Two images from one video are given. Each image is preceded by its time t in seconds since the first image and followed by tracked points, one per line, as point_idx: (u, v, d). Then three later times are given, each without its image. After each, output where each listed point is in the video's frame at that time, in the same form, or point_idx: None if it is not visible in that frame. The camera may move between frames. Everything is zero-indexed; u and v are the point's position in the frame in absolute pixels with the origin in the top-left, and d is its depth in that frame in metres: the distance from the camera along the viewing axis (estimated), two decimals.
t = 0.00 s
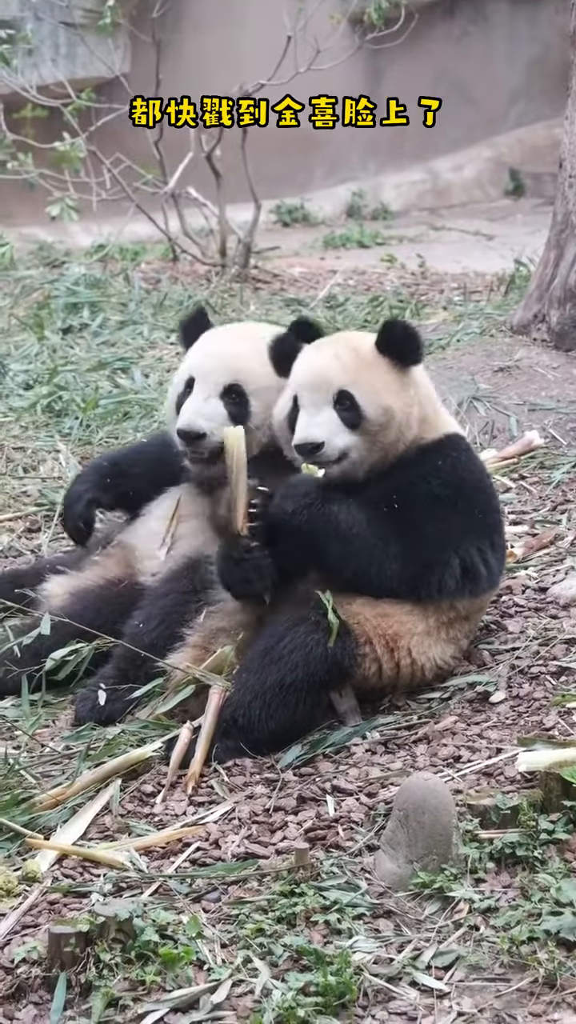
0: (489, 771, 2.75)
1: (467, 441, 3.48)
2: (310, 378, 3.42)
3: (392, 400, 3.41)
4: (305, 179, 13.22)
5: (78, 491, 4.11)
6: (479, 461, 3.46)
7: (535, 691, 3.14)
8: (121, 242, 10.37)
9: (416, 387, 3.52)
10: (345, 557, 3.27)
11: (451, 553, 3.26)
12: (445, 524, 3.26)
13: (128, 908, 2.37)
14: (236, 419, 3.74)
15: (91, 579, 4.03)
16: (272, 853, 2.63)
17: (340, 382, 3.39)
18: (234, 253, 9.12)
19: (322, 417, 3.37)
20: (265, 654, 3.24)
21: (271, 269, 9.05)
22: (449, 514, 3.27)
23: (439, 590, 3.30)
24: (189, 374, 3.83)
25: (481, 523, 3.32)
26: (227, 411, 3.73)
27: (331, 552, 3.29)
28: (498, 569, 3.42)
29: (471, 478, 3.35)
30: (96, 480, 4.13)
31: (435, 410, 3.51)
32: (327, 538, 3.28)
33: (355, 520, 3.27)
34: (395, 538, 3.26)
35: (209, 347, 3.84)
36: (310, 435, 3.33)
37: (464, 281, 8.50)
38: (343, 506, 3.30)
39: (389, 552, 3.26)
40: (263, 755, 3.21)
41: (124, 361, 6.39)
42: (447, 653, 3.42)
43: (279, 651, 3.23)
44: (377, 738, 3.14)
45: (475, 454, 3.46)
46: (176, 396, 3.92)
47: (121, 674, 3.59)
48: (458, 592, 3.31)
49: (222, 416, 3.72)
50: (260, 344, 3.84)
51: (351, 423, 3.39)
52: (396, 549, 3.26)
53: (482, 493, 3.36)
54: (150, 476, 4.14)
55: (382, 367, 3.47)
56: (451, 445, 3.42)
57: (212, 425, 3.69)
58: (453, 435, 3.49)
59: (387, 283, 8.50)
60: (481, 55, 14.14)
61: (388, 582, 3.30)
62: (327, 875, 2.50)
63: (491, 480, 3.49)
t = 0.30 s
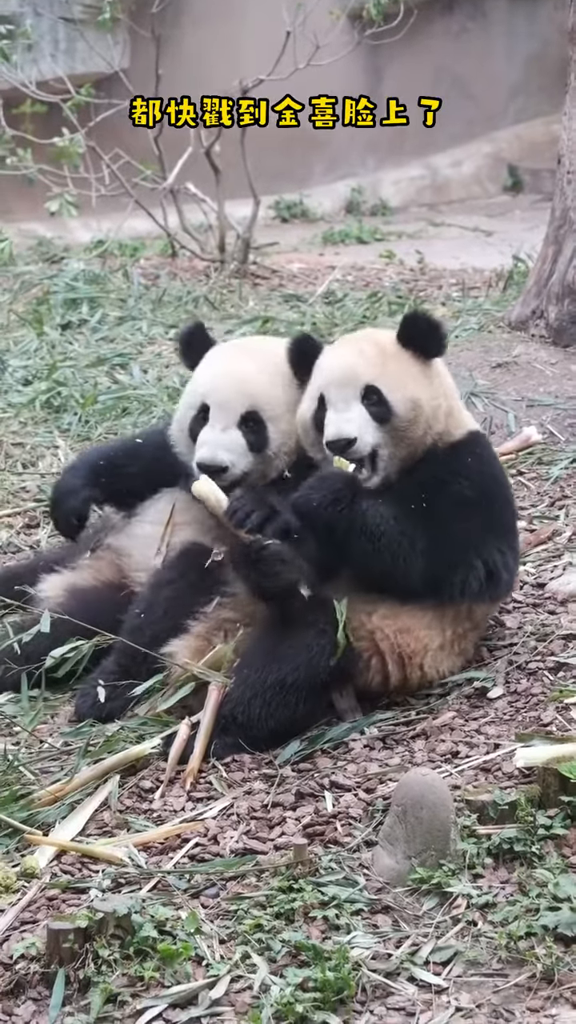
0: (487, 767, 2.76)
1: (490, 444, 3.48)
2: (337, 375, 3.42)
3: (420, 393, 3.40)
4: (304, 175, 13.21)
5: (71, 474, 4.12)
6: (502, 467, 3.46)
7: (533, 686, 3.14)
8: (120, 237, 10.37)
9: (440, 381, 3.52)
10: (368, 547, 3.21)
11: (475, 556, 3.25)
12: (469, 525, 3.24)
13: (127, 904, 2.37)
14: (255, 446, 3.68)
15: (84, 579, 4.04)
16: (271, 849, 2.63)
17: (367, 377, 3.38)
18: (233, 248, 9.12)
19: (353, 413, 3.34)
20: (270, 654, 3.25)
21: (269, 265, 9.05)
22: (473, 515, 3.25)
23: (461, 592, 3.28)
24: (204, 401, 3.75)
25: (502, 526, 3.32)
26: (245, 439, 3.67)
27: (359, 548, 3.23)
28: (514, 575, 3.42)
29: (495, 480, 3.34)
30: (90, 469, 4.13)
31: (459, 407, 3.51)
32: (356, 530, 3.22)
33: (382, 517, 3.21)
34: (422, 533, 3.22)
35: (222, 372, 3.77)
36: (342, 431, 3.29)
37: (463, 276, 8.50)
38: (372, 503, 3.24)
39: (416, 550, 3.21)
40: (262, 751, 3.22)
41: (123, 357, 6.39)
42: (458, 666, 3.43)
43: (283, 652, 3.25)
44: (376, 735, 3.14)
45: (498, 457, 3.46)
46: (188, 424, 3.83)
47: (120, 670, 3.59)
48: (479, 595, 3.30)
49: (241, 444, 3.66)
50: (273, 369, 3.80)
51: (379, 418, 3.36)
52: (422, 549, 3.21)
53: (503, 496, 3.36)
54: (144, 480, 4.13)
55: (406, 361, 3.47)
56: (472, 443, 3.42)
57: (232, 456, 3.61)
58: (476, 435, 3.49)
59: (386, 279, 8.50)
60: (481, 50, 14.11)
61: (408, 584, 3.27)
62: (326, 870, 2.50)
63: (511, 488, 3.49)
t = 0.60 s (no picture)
0: (483, 760, 2.76)
1: (500, 445, 3.47)
2: (326, 381, 3.46)
3: (413, 394, 3.40)
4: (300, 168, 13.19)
5: (77, 461, 4.13)
6: (515, 474, 3.45)
7: (530, 679, 3.15)
8: (115, 232, 10.35)
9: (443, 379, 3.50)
10: (363, 547, 3.25)
11: (477, 559, 3.24)
12: (472, 531, 3.24)
13: (124, 898, 2.37)
14: (265, 449, 3.67)
15: (81, 574, 4.03)
16: (268, 843, 2.63)
17: (357, 382, 3.41)
18: (229, 242, 9.10)
19: (340, 418, 3.41)
20: (268, 649, 3.23)
21: (265, 259, 9.04)
22: (477, 521, 3.25)
23: (463, 597, 3.27)
24: (215, 398, 3.74)
25: (509, 531, 3.32)
26: (255, 441, 3.66)
27: (357, 548, 3.27)
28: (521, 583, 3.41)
29: (504, 486, 3.33)
30: (97, 458, 4.13)
31: (467, 406, 3.48)
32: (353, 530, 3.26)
33: (380, 516, 3.25)
34: (421, 534, 3.24)
35: (236, 372, 3.75)
36: (327, 441, 3.39)
37: (460, 270, 8.50)
38: (370, 503, 3.28)
39: (414, 551, 3.23)
40: (259, 745, 3.21)
41: (119, 352, 6.38)
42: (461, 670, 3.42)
43: (282, 647, 3.22)
44: (373, 728, 3.14)
45: (509, 461, 3.45)
46: (199, 420, 3.82)
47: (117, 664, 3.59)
48: (482, 602, 3.29)
49: (251, 446, 3.65)
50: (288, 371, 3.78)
51: (370, 422, 3.39)
52: (421, 551, 3.23)
53: (512, 500, 3.35)
54: (151, 472, 4.11)
55: (400, 361, 3.47)
56: (479, 444, 3.41)
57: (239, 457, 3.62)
58: (484, 435, 3.47)
59: (383, 272, 8.49)
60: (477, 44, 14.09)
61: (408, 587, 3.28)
62: (323, 864, 2.50)
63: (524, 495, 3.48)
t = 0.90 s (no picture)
0: (477, 755, 2.76)
1: (486, 436, 3.43)
2: (294, 387, 3.48)
3: (378, 394, 3.35)
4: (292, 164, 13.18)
5: (74, 459, 4.09)
6: (503, 465, 3.43)
7: (522, 674, 3.15)
8: (107, 228, 10.33)
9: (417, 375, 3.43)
10: (343, 546, 3.26)
11: (460, 559, 3.23)
12: (455, 529, 3.23)
13: (118, 894, 2.36)
14: (253, 439, 3.66)
15: (74, 570, 4.03)
16: (261, 839, 2.63)
17: (321, 386, 3.40)
18: (222, 238, 9.08)
19: (306, 425, 3.42)
20: (260, 645, 3.23)
21: (258, 255, 9.03)
22: (461, 517, 3.24)
23: (447, 595, 3.26)
24: (208, 385, 3.73)
25: (494, 527, 3.30)
26: (243, 430, 3.65)
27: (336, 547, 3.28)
28: (509, 578, 3.39)
29: (490, 481, 3.29)
30: (94, 456, 4.09)
31: (444, 403, 3.40)
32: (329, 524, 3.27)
33: (360, 514, 3.26)
34: (400, 533, 3.24)
35: (229, 362, 3.75)
36: (290, 443, 3.43)
37: (452, 265, 8.50)
38: (349, 500, 3.28)
39: (394, 552, 3.22)
40: (252, 741, 3.21)
41: (112, 347, 6.36)
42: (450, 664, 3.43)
43: (275, 644, 3.22)
44: (366, 723, 3.14)
45: (496, 453, 3.41)
46: (193, 405, 3.82)
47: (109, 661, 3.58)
48: (467, 599, 3.28)
49: (239, 434, 3.64)
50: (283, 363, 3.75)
51: (334, 425, 3.39)
52: (400, 552, 3.23)
53: (497, 496, 3.32)
54: (147, 473, 4.08)
55: (369, 362, 3.42)
56: (459, 439, 3.35)
57: (225, 443, 3.60)
58: (466, 428, 3.40)
59: (375, 268, 8.48)
60: (469, 39, 14.09)
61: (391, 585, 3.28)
62: (316, 859, 2.50)
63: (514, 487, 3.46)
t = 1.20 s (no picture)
0: (469, 749, 2.76)
1: (460, 423, 3.41)
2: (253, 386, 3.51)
3: (329, 389, 3.36)
4: (283, 159, 13.16)
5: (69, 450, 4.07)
6: (480, 451, 3.41)
7: (514, 668, 3.16)
8: (98, 223, 10.32)
9: (376, 371, 3.43)
10: (317, 531, 3.27)
11: (436, 547, 3.23)
12: (430, 516, 3.22)
13: (111, 889, 2.36)
14: (227, 438, 3.69)
15: (65, 565, 4.02)
16: (254, 833, 2.63)
17: (276, 384, 3.43)
18: (213, 233, 9.07)
19: (258, 420, 3.46)
20: (251, 639, 3.22)
21: (249, 250, 9.02)
22: (435, 504, 3.23)
23: (424, 584, 3.26)
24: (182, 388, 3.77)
25: (471, 515, 3.28)
26: (216, 432, 3.68)
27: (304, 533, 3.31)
28: (492, 566, 3.37)
29: (464, 466, 3.29)
30: (90, 449, 4.07)
31: (408, 397, 3.38)
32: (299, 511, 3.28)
33: (330, 500, 3.28)
34: (370, 521, 3.26)
35: (204, 361, 3.77)
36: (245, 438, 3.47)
37: (443, 260, 8.51)
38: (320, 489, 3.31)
39: (364, 541, 3.25)
40: (245, 736, 3.21)
41: (103, 343, 6.36)
42: (439, 654, 3.42)
43: (266, 638, 3.21)
44: (358, 718, 3.14)
45: (471, 440, 3.40)
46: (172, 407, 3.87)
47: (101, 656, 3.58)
48: (445, 587, 3.27)
49: (211, 436, 3.68)
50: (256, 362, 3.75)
51: (289, 421, 3.42)
52: (370, 542, 3.25)
53: (474, 483, 3.30)
54: (142, 465, 4.10)
55: (326, 359, 3.43)
56: (430, 428, 3.33)
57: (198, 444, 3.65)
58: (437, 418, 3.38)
59: (367, 262, 8.49)
60: (460, 34, 14.08)
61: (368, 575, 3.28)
62: (309, 854, 2.50)
63: (494, 473, 3.45)
